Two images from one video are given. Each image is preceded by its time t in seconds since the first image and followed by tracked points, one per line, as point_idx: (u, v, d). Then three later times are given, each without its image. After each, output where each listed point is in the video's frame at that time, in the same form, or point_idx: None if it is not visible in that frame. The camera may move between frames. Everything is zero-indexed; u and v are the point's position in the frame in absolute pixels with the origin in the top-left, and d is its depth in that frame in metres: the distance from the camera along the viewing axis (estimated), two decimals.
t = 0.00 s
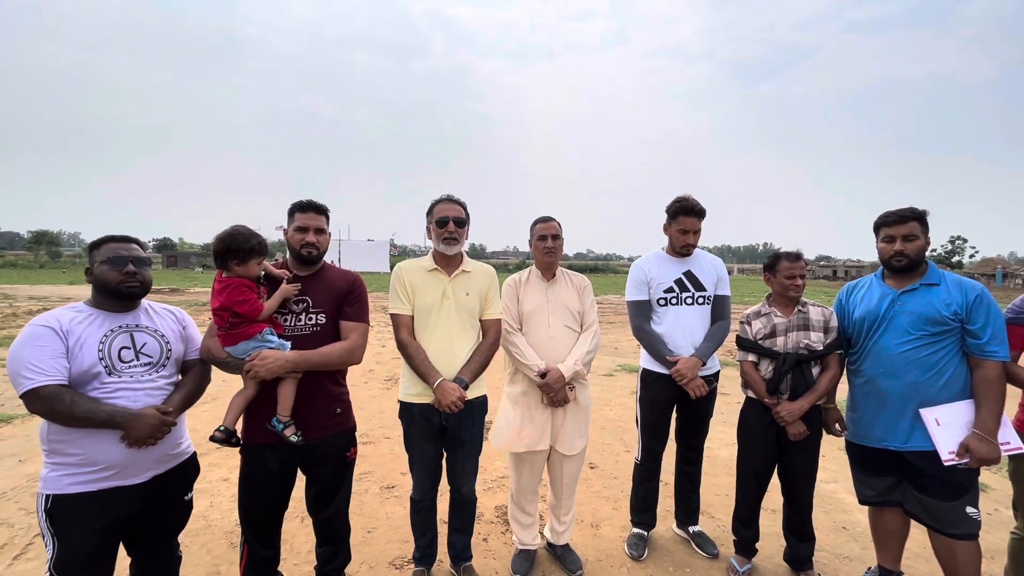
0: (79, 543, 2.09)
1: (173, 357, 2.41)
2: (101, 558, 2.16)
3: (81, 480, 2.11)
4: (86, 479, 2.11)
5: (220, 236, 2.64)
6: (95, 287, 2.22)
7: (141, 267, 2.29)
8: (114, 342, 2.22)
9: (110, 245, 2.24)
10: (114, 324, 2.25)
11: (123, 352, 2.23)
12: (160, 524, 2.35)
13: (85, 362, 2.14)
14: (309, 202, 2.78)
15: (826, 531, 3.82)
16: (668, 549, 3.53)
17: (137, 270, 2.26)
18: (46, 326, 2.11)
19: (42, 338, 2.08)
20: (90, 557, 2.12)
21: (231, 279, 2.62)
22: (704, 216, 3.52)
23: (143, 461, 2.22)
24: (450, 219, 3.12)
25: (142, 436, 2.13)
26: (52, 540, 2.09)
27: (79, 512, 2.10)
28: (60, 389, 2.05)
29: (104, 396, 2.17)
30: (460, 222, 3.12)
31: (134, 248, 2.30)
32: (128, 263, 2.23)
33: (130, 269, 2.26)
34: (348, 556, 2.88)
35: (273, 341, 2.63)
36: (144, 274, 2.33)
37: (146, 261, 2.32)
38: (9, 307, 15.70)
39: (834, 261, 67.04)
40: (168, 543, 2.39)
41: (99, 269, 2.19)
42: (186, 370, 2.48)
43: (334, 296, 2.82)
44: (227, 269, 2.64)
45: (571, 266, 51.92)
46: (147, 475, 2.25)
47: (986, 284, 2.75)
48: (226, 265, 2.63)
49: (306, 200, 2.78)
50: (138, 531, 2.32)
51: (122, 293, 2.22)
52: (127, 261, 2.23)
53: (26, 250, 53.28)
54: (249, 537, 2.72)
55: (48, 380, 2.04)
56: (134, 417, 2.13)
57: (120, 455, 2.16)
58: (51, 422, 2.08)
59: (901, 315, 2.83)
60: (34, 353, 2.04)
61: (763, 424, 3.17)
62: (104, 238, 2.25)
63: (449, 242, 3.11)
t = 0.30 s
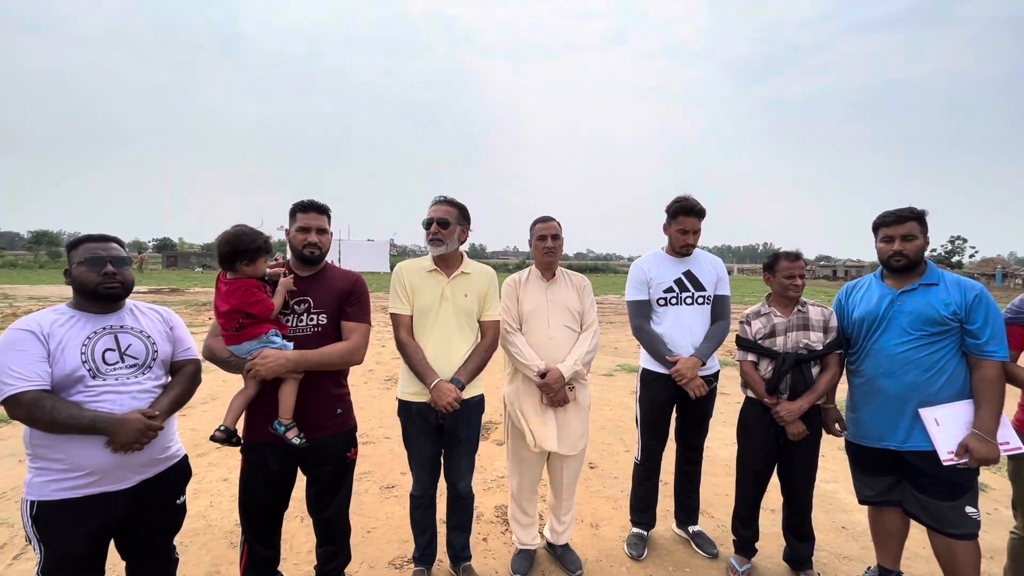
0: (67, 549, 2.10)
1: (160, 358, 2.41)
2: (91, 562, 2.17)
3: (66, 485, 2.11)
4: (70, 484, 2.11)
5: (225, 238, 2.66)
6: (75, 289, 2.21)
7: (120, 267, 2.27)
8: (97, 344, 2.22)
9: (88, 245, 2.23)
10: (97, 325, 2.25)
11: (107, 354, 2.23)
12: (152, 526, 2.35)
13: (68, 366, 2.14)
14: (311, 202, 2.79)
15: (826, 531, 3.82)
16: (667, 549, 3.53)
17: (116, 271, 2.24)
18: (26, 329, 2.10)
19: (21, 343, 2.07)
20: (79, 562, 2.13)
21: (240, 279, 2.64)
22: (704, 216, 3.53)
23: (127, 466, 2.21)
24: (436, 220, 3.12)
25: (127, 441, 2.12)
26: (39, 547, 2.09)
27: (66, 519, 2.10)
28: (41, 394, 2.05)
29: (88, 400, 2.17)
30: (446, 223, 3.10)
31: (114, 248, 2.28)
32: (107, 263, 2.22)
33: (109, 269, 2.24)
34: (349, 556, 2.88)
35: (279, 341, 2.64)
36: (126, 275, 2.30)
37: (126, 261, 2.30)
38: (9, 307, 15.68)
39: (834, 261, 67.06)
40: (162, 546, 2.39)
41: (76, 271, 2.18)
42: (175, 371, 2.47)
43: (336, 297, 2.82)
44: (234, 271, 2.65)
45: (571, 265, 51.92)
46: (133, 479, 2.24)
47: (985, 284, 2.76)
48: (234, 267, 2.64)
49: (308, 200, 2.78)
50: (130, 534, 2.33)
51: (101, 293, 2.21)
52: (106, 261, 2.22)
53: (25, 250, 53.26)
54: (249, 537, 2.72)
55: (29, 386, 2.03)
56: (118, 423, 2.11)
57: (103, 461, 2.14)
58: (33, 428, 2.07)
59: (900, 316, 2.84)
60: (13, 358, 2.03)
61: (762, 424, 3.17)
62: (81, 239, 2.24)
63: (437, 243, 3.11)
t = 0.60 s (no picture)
0: (65, 552, 2.10)
1: (156, 358, 2.41)
2: (90, 563, 2.18)
3: (62, 487, 2.11)
4: (65, 486, 2.11)
5: (234, 240, 2.60)
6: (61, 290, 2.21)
7: (106, 269, 2.24)
8: (92, 344, 2.22)
9: (74, 246, 2.22)
10: (92, 326, 2.25)
11: (102, 355, 2.23)
12: (150, 527, 2.35)
13: (62, 366, 2.14)
14: (318, 203, 2.80)
15: (826, 530, 3.83)
16: (667, 549, 3.54)
17: (99, 273, 2.22)
18: (19, 330, 2.10)
19: (15, 344, 2.07)
20: (77, 564, 2.14)
21: (252, 282, 2.62)
22: (704, 216, 3.53)
23: (123, 467, 2.21)
24: (433, 221, 3.11)
25: (123, 442, 2.12)
26: (36, 550, 2.09)
27: (63, 521, 2.11)
28: (35, 395, 2.05)
29: (83, 400, 2.17)
30: (444, 223, 3.09)
31: (102, 249, 2.26)
32: (89, 266, 2.20)
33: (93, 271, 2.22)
34: (350, 555, 2.88)
35: (287, 343, 2.65)
36: (114, 276, 2.28)
37: (113, 263, 2.27)
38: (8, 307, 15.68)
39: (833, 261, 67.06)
40: (160, 547, 2.39)
41: (62, 274, 2.19)
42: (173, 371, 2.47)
43: (341, 298, 2.82)
44: (246, 273, 2.62)
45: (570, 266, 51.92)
46: (129, 480, 2.24)
47: (984, 283, 2.76)
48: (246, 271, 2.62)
49: (314, 200, 2.79)
50: (129, 535, 2.33)
51: (84, 296, 2.20)
52: (88, 264, 2.20)
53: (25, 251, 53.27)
54: (250, 536, 2.73)
55: (22, 387, 2.03)
56: (114, 423, 2.12)
57: (99, 462, 2.15)
58: (27, 429, 2.07)
59: (899, 315, 2.84)
60: (6, 358, 2.03)
61: (762, 424, 3.18)
62: (71, 240, 2.24)
63: (435, 244, 3.11)
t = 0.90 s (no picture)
0: (65, 552, 2.10)
1: (157, 359, 2.41)
2: (90, 563, 2.18)
3: (62, 488, 2.11)
4: (66, 487, 2.11)
5: (248, 241, 2.62)
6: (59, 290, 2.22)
7: (103, 270, 2.24)
8: (94, 344, 2.22)
9: (73, 246, 2.22)
10: (93, 326, 2.25)
11: (104, 355, 2.23)
12: (152, 526, 2.36)
13: (63, 366, 2.14)
14: (322, 204, 2.79)
15: (825, 529, 3.83)
16: (667, 548, 3.54)
17: (96, 273, 2.21)
18: (21, 329, 2.09)
19: (17, 344, 2.07)
20: (78, 564, 2.14)
21: (261, 284, 2.63)
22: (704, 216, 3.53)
23: (123, 468, 2.21)
24: (432, 222, 3.11)
25: (125, 442, 2.12)
26: (36, 550, 2.09)
27: (64, 521, 2.11)
28: (37, 395, 2.05)
29: (85, 400, 2.17)
30: (442, 223, 3.09)
31: (101, 249, 2.26)
32: (87, 266, 2.20)
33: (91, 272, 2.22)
34: (351, 554, 2.88)
35: (293, 346, 2.67)
36: (114, 277, 2.27)
37: (112, 263, 2.26)
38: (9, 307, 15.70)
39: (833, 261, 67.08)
40: (160, 548, 2.39)
41: (62, 274, 2.20)
42: (174, 372, 2.48)
43: (345, 299, 2.82)
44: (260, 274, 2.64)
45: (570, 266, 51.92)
46: (130, 481, 2.24)
47: (984, 283, 2.76)
48: (261, 272, 2.64)
49: (319, 202, 2.79)
50: (130, 535, 2.34)
51: (80, 296, 2.20)
52: (86, 264, 2.20)
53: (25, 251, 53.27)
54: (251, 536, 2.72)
55: (24, 387, 2.03)
56: (116, 423, 2.12)
57: (101, 462, 2.15)
58: (28, 429, 2.07)
59: (898, 315, 2.85)
60: (8, 358, 2.03)
61: (761, 423, 3.18)
62: (73, 239, 2.24)
63: (435, 244, 3.11)
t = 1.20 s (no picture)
0: (65, 552, 2.10)
1: (159, 358, 2.41)
2: (91, 562, 2.18)
3: (64, 488, 2.11)
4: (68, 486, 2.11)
5: (267, 232, 2.70)
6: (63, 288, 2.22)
7: (106, 270, 2.23)
8: (96, 344, 2.22)
9: (75, 245, 2.21)
10: (96, 326, 2.25)
11: (106, 355, 2.23)
12: (152, 527, 2.35)
13: (66, 366, 2.14)
14: (319, 204, 2.80)
15: (824, 529, 3.84)
16: (667, 548, 3.54)
17: (100, 273, 2.21)
18: (24, 329, 2.09)
19: (20, 344, 2.06)
20: (78, 564, 2.14)
21: (273, 272, 2.70)
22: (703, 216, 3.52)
23: (125, 468, 2.21)
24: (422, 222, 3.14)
25: (127, 442, 2.12)
26: (36, 550, 2.09)
27: (64, 521, 2.11)
28: (39, 395, 2.04)
29: (87, 400, 2.17)
30: (429, 224, 3.12)
31: (103, 249, 2.25)
32: (90, 266, 2.20)
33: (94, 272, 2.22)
34: (350, 554, 2.88)
35: (289, 342, 2.66)
36: (117, 277, 2.27)
37: (115, 263, 2.26)
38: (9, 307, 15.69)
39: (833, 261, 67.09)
40: (160, 548, 2.39)
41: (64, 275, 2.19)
42: (175, 372, 2.48)
43: (341, 298, 2.82)
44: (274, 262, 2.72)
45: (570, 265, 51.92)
46: (130, 481, 2.24)
47: (983, 282, 2.76)
48: (275, 262, 2.74)
49: (317, 203, 2.79)
50: (130, 535, 2.34)
51: (83, 296, 2.20)
52: (89, 264, 2.19)
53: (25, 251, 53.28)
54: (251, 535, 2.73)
55: (27, 387, 2.02)
56: (118, 423, 2.11)
57: (103, 462, 2.15)
58: (30, 429, 2.07)
59: (898, 314, 2.85)
60: (11, 358, 2.02)
61: (761, 423, 3.18)
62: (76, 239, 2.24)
63: (427, 245, 3.17)
